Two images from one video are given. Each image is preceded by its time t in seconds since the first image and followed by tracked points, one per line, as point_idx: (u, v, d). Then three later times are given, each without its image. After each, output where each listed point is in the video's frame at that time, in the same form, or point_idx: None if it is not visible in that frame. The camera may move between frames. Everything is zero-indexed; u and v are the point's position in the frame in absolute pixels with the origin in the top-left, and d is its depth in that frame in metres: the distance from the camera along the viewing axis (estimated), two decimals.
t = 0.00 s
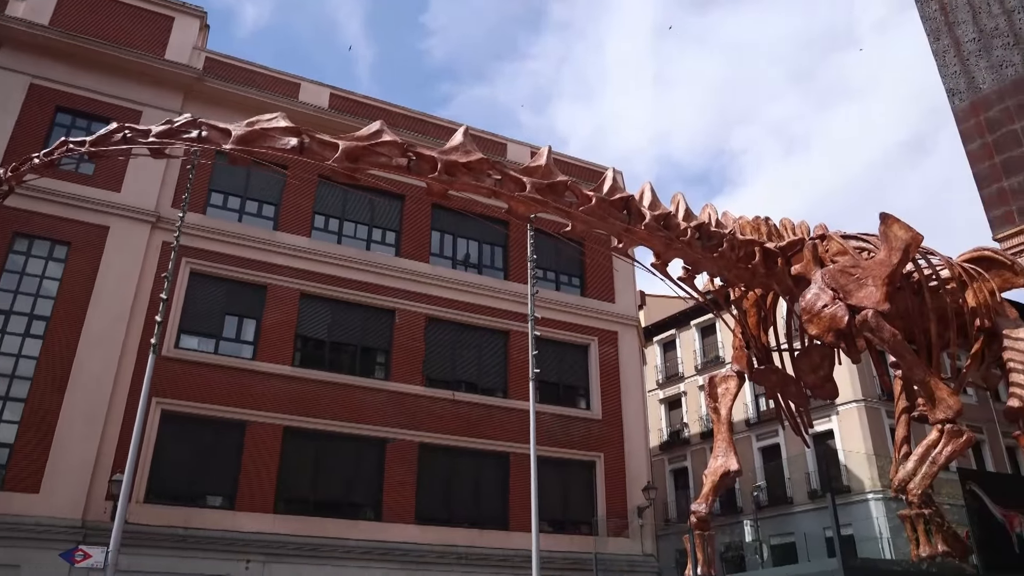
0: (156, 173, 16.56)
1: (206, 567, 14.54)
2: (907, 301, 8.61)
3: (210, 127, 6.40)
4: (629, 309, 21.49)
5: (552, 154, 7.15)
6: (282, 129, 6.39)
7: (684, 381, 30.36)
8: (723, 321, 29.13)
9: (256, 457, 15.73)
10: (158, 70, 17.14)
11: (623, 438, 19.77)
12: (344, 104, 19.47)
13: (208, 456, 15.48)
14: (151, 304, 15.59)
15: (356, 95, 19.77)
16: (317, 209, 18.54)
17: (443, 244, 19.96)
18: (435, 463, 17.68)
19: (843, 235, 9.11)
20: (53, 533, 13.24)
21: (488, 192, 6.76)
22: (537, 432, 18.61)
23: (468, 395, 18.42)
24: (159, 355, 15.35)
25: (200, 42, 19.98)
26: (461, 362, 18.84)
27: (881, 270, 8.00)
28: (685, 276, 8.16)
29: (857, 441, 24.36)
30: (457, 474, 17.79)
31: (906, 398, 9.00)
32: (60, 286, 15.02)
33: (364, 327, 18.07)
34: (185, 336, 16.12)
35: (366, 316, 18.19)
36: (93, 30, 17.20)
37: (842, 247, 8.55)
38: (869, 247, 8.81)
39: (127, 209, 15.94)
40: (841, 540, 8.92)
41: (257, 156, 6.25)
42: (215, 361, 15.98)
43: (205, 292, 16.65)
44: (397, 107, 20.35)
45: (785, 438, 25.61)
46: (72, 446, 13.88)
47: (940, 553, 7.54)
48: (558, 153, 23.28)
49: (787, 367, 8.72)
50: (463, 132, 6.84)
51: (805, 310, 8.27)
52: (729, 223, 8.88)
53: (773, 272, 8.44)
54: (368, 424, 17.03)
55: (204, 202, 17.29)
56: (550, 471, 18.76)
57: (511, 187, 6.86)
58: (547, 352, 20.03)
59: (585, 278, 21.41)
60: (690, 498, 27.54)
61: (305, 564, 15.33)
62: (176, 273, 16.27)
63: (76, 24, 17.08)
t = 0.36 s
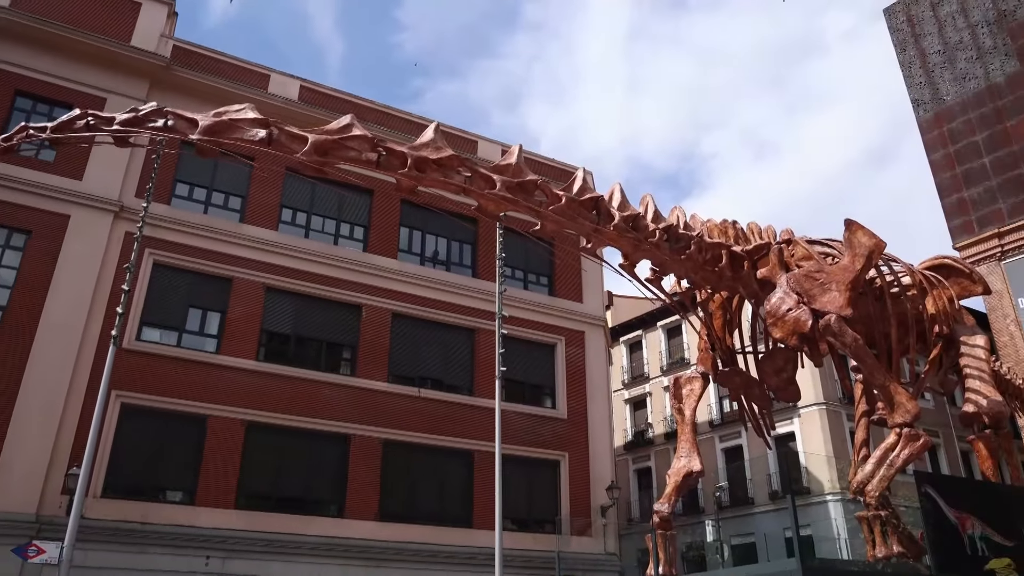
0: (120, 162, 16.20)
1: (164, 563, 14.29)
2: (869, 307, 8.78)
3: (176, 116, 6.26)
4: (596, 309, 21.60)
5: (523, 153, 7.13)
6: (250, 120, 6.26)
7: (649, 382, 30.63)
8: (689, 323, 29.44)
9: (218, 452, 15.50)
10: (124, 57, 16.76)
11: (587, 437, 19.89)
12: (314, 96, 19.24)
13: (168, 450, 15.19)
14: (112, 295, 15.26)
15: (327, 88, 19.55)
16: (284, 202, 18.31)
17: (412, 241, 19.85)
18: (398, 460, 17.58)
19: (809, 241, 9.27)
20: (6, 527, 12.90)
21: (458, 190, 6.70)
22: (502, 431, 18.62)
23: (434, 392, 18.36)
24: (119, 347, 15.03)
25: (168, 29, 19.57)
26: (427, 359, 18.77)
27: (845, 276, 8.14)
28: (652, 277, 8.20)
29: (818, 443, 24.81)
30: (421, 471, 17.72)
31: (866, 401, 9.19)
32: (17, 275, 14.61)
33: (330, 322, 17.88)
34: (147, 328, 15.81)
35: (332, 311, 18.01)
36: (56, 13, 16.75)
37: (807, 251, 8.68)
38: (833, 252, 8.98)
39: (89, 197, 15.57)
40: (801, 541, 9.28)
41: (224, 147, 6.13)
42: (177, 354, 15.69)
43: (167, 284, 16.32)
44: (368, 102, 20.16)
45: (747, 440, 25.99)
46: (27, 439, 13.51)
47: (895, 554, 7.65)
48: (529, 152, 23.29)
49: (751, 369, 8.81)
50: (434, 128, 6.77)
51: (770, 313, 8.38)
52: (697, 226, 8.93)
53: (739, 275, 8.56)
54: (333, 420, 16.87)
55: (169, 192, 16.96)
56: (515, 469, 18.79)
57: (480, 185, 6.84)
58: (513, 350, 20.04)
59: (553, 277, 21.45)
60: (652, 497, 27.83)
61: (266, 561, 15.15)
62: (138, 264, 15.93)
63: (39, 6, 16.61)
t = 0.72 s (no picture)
0: (81, 147, 15.79)
1: (119, 558, 13.98)
2: (831, 310, 8.91)
3: (141, 102, 6.09)
4: (562, 308, 21.66)
5: (493, 150, 7.09)
6: (217, 109, 6.13)
7: (614, 381, 30.86)
8: (654, 323, 29.71)
9: (178, 445, 15.22)
10: (87, 40, 16.33)
11: (551, 434, 19.96)
12: (283, 87, 18.96)
13: (126, 443, 14.87)
14: (71, 283, 14.88)
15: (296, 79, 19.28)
16: (250, 193, 18.02)
17: (380, 235, 19.69)
18: (361, 455, 17.44)
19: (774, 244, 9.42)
20: None
21: (426, 185, 6.61)
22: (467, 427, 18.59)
23: (398, 388, 18.26)
24: (77, 337, 14.65)
25: (133, 13, 19.11)
26: (392, 354, 18.65)
27: (808, 279, 8.28)
28: (619, 277, 8.20)
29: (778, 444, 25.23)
30: (384, 467, 17.62)
31: (826, 403, 9.37)
32: None
33: (295, 315, 17.67)
34: (106, 318, 15.45)
35: (296, 305, 17.79)
36: None
37: (772, 255, 8.84)
38: (797, 256, 9.14)
39: (49, 183, 15.15)
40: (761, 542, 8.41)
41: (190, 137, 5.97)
42: (137, 345, 15.36)
43: (128, 274, 15.96)
44: (337, 94, 19.93)
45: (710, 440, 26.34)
46: None
47: (851, 553, 7.81)
48: (498, 149, 23.26)
49: (715, 370, 8.90)
50: (404, 122, 6.70)
51: (734, 314, 8.46)
52: (666, 227, 8.93)
53: (705, 276, 8.58)
54: (295, 414, 16.67)
55: (132, 179, 16.58)
56: (478, 466, 18.78)
57: (450, 180, 6.76)
58: (479, 347, 20.00)
59: (520, 275, 21.45)
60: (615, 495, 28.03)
61: (225, 555, 14.92)
62: (98, 252, 15.55)
63: None
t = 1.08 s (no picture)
0: (39, 126, 15.31)
1: (73, 547, 13.65)
2: (794, 308, 9.03)
3: (103, 83, 5.90)
4: (528, 300, 21.69)
5: (462, 141, 7.04)
6: (182, 92, 5.96)
7: (579, 374, 31.05)
8: (620, 317, 29.95)
9: (135, 433, 14.92)
10: (46, 17, 15.81)
11: (514, 426, 20.01)
12: (250, 71, 18.61)
13: (82, 430, 14.53)
14: (27, 266, 14.46)
15: (263, 63, 18.94)
16: (214, 178, 17.67)
17: (346, 224, 19.48)
18: (322, 445, 17.30)
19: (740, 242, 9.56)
20: None
21: (394, 175, 6.54)
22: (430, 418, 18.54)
23: (362, 377, 18.12)
24: (32, 321, 14.24)
25: None
26: (356, 344, 18.50)
27: (772, 277, 8.41)
28: (586, 271, 8.17)
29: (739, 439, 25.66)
30: (346, 456, 17.50)
31: (788, 399, 9.44)
32: None
33: (258, 303, 17.40)
34: (63, 303, 15.04)
35: (260, 292, 17.52)
36: None
37: (737, 252, 8.86)
38: (762, 254, 9.29)
39: (5, 162, 14.67)
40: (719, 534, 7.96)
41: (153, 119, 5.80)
42: (96, 331, 15.00)
43: (86, 257, 15.56)
44: (306, 80, 19.63)
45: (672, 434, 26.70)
46: None
47: (808, 547, 7.70)
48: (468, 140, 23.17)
49: (678, 365, 8.96)
50: (373, 111, 6.62)
51: (698, 310, 8.54)
52: (633, 222, 8.88)
53: (670, 272, 8.57)
54: (256, 403, 16.45)
55: (92, 161, 16.13)
56: (441, 457, 18.75)
57: (418, 170, 6.70)
58: (444, 338, 19.93)
59: (487, 267, 21.40)
60: (577, 488, 28.24)
61: (182, 545, 14.68)
62: (55, 235, 15.10)
63: None
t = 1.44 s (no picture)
0: None
1: (21, 532, 13.26)
2: (754, 301, 9.13)
3: (60, 54, 5.43)
4: (492, 288, 21.64)
5: (428, 126, 6.94)
6: (141, 68, 5.61)
7: (540, 363, 31.14)
8: (582, 307, 30.07)
9: (88, 416, 14.54)
10: None
11: (474, 414, 19.99)
12: (213, 49, 18.13)
13: (32, 412, 14.10)
14: None
15: (227, 41, 18.47)
16: (175, 157, 17.20)
17: (308, 207, 19.15)
18: (280, 430, 17.06)
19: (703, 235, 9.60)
20: None
21: (358, 158, 6.40)
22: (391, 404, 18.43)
23: (322, 362, 17.91)
24: None
25: None
26: (316, 329, 18.25)
27: (733, 270, 8.51)
28: (549, 260, 8.12)
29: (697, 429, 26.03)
30: (304, 442, 17.30)
31: (745, 390, 9.42)
32: None
33: (216, 285, 17.03)
34: (14, 281, 14.52)
35: (219, 275, 17.15)
36: None
37: (700, 244, 8.98)
38: (723, 246, 9.32)
39: None
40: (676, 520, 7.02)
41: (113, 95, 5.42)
42: (49, 311, 14.54)
43: (39, 235, 15.05)
44: (270, 60, 19.21)
45: (632, 424, 26.98)
46: None
47: (762, 537, 7.79)
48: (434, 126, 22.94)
49: (639, 356, 8.96)
50: (338, 93, 6.48)
51: (660, 302, 8.53)
52: (597, 212, 8.77)
53: (633, 263, 8.58)
54: (214, 386, 16.16)
55: (46, 135, 15.56)
56: (401, 443, 18.65)
57: (383, 154, 6.57)
58: (406, 324, 19.77)
59: (450, 254, 21.25)
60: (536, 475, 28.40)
61: (135, 530, 14.38)
62: (7, 211, 14.55)
63: None
